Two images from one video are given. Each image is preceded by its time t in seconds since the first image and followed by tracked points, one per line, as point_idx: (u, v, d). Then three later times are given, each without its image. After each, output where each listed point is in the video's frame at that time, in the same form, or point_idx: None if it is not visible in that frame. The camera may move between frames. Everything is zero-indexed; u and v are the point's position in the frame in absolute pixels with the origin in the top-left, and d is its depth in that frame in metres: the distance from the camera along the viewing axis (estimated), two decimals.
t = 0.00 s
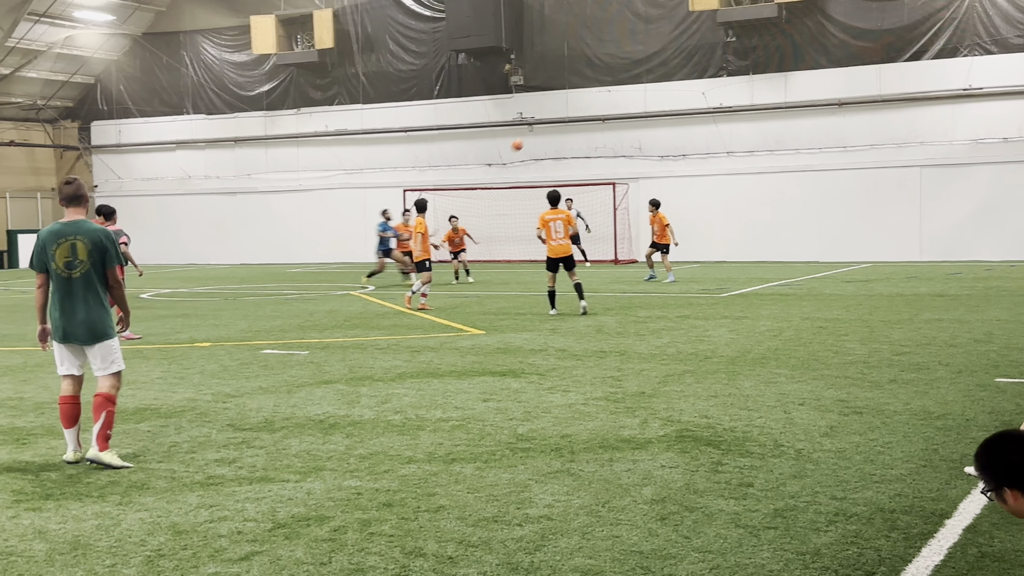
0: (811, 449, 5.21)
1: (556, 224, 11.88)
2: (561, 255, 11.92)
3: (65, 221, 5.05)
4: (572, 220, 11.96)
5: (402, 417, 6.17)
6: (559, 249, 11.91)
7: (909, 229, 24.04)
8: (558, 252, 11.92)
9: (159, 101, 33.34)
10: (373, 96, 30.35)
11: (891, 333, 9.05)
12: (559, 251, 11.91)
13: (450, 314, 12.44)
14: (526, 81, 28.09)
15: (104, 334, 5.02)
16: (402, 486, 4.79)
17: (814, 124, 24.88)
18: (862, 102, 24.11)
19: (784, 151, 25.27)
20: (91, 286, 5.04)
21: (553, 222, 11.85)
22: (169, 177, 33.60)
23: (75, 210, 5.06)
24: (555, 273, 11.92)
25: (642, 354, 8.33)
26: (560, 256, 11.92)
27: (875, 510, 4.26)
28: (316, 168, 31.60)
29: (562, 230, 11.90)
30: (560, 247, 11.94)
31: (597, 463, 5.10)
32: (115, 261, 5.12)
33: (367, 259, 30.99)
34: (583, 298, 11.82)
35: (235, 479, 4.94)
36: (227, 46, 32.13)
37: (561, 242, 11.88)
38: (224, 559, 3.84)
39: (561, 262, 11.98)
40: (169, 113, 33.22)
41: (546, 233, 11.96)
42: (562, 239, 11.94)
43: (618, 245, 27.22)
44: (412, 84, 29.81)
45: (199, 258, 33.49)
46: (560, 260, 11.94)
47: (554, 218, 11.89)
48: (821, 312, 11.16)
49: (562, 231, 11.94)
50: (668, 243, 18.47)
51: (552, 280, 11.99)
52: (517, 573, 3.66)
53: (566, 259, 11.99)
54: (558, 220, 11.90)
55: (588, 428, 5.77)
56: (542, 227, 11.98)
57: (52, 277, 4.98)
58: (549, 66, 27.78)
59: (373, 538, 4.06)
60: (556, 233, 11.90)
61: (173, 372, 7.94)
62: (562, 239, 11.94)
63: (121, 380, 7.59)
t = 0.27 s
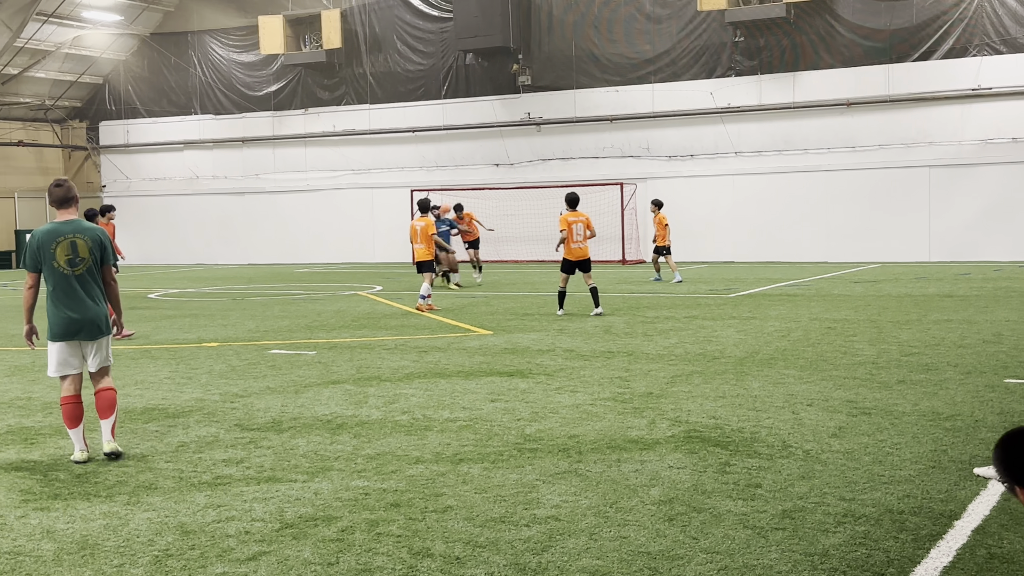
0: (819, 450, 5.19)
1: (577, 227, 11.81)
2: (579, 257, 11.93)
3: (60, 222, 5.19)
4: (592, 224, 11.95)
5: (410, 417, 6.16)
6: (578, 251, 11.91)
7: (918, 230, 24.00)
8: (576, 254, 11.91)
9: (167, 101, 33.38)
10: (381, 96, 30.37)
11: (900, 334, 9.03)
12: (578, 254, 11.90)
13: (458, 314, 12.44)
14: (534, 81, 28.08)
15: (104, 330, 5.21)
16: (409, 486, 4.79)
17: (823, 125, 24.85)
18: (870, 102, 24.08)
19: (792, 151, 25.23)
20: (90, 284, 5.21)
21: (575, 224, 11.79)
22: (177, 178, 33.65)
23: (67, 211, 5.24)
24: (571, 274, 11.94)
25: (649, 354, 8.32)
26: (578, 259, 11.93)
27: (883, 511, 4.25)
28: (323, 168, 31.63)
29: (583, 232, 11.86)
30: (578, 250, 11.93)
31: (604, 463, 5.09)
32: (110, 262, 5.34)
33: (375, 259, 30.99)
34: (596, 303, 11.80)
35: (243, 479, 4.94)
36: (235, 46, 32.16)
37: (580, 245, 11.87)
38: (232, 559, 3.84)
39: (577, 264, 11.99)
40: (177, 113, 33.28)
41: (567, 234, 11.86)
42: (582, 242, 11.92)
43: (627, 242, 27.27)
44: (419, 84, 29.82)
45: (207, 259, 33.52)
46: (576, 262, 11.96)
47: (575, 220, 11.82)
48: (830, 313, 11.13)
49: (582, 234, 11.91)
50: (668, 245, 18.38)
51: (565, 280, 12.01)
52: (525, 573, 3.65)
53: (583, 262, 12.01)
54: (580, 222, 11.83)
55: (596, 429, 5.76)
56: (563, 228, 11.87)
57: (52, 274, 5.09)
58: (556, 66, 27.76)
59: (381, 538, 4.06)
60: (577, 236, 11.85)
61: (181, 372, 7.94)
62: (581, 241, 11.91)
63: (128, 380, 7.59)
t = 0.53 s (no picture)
0: (827, 451, 5.18)
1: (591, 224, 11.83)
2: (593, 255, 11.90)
3: (61, 223, 5.20)
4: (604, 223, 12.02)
5: (416, 417, 6.16)
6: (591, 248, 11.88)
7: (925, 230, 23.96)
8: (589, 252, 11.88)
9: (174, 102, 33.42)
10: (388, 96, 30.40)
11: (907, 335, 9.02)
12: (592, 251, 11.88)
13: (464, 315, 12.43)
14: (540, 81, 28.07)
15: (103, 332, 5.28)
16: (416, 487, 4.79)
17: (830, 125, 24.81)
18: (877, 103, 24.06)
19: (799, 151, 25.20)
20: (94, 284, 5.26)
21: (590, 221, 11.80)
22: (184, 178, 33.71)
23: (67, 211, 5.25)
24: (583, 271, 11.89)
25: (656, 355, 8.31)
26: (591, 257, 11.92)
27: (890, 512, 4.24)
28: (330, 168, 31.65)
29: (597, 230, 11.86)
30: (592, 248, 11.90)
31: (611, 464, 5.08)
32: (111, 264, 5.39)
33: (382, 260, 31.00)
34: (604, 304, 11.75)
35: (250, 479, 4.94)
36: (243, 47, 32.20)
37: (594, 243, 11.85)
38: (238, 559, 3.84)
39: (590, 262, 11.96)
40: (185, 113, 33.33)
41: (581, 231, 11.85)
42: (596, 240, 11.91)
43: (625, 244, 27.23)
44: (426, 85, 29.85)
45: (214, 259, 33.57)
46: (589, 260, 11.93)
47: (589, 218, 11.83)
48: (836, 313, 11.11)
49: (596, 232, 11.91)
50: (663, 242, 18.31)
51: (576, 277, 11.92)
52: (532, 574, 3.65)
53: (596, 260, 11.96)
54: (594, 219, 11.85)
55: (602, 429, 5.76)
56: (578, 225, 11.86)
57: (57, 276, 5.11)
58: (563, 66, 27.76)
59: (387, 538, 4.06)
60: (592, 233, 11.85)
61: (188, 372, 7.96)
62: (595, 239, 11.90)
63: (135, 381, 7.60)
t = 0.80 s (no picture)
0: (832, 451, 5.19)
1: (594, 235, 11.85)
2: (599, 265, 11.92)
3: (36, 227, 5.23)
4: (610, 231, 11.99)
5: (422, 418, 6.16)
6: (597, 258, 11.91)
7: (932, 230, 23.93)
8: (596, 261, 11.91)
9: (180, 103, 33.48)
10: (394, 97, 30.43)
11: (913, 335, 9.01)
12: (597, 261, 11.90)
13: (470, 315, 12.45)
14: (546, 82, 28.07)
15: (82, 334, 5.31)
16: (422, 487, 4.79)
17: (836, 125, 24.80)
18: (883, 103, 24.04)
19: (805, 152, 25.18)
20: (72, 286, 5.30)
21: (591, 231, 11.82)
22: (191, 179, 33.76)
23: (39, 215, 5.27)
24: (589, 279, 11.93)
25: (662, 355, 8.31)
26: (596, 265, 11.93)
27: (896, 513, 4.24)
28: (336, 169, 31.68)
29: (600, 239, 11.85)
30: (598, 258, 11.91)
31: (617, 464, 5.09)
32: (87, 265, 5.43)
33: (387, 260, 31.02)
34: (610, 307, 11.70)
35: (256, 479, 4.95)
36: (249, 48, 32.25)
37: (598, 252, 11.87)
38: (244, 559, 3.85)
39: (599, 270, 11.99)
40: (191, 114, 33.38)
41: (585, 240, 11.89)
42: (602, 249, 11.90)
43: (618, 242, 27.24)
44: (432, 85, 29.86)
45: (220, 259, 33.62)
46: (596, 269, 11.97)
47: (592, 228, 11.85)
48: (842, 313, 11.10)
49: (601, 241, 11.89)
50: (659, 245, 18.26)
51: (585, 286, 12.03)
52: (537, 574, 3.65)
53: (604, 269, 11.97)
54: (596, 228, 11.85)
55: (608, 430, 5.77)
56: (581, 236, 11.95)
57: (33, 279, 5.14)
58: (568, 67, 27.77)
59: (393, 538, 4.07)
60: (595, 243, 11.87)
61: (194, 372, 7.97)
62: (601, 247, 11.90)
63: (142, 381, 7.62)
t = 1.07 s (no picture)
0: (837, 452, 5.18)
1: (606, 230, 11.88)
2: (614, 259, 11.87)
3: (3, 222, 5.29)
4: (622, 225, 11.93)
5: (426, 418, 6.17)
6: (610, 253, 11.87)
7: (937, 231, 23.90)
8: (610, 256, 11.87)
9: (185, 103, 33.50)
10: (398, 98, 30.44)
11: (918, 335, 9.01)
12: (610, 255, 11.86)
13: (474, 315, 12.45)
14: (550, 82, 28.06)
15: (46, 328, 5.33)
16: (426, 487, 4.79)
17: (841, 126, 24.78)
18: (888, 103, 24.02)
19: (810, 152, 25.16)
20: (37, 282, 5.36)
21: (602, 226, 11.86)
22: (196, 179, 33.79)
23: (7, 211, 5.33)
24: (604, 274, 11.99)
25: (666, 356, 8.32)
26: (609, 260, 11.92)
27: (901, 514, 4.23)
28: (340, 169, 31.69)
29: (612, 233, 11.85)
30: (610, 252, 11.88)
31: (621, 464, 5.09)
32: (53, 262, 5.49)
33: (392, 260, 31.05)
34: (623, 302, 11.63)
35: (260, 479, 4.95)
36: (253, 48, 32.27)
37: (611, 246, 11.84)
38: (249, 559, 3.85)
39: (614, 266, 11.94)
40: (195, 114, 33.41)
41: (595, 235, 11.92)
42: (615, 243, 11.87)
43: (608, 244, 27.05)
44: (436, 85, 29.86)
45: (224, 259, 33.67)
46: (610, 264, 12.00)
47: (603, 224, 11.90)
48: (847, 314, 11.09)
49: (613, 235, 11.88)
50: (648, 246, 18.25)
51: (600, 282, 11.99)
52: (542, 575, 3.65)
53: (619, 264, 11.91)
54: (608, 222, 11.88)
55: (612, 430, 5.77)
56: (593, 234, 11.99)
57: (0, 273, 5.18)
58: (573, 67, 27.76)
59: (397, 539, 4.07)
60: (606, 238, 11.87)
61: (199, 372, 7.98)
62: (614, 242, 11.87)
63: (147, 381, 7.63)
